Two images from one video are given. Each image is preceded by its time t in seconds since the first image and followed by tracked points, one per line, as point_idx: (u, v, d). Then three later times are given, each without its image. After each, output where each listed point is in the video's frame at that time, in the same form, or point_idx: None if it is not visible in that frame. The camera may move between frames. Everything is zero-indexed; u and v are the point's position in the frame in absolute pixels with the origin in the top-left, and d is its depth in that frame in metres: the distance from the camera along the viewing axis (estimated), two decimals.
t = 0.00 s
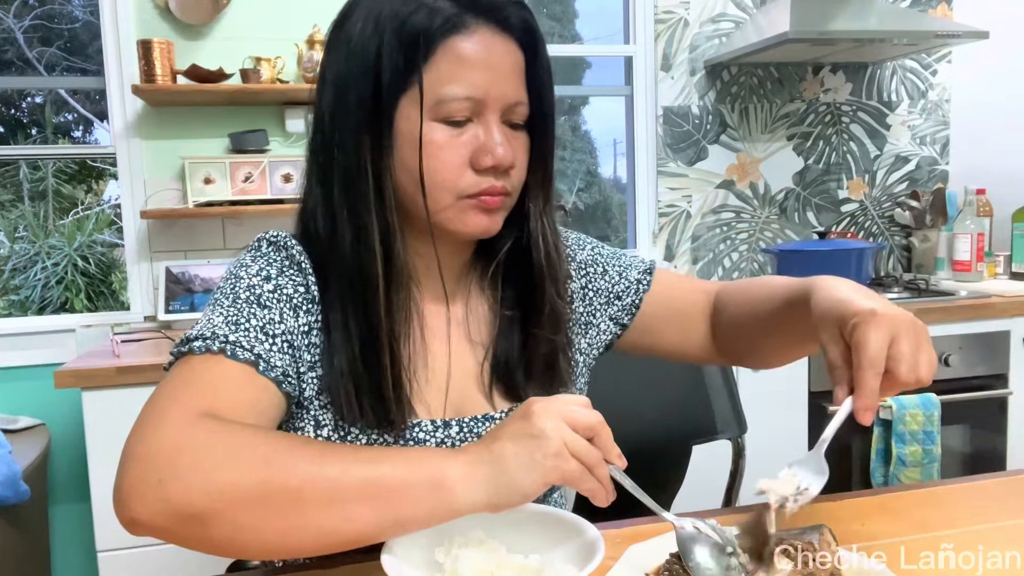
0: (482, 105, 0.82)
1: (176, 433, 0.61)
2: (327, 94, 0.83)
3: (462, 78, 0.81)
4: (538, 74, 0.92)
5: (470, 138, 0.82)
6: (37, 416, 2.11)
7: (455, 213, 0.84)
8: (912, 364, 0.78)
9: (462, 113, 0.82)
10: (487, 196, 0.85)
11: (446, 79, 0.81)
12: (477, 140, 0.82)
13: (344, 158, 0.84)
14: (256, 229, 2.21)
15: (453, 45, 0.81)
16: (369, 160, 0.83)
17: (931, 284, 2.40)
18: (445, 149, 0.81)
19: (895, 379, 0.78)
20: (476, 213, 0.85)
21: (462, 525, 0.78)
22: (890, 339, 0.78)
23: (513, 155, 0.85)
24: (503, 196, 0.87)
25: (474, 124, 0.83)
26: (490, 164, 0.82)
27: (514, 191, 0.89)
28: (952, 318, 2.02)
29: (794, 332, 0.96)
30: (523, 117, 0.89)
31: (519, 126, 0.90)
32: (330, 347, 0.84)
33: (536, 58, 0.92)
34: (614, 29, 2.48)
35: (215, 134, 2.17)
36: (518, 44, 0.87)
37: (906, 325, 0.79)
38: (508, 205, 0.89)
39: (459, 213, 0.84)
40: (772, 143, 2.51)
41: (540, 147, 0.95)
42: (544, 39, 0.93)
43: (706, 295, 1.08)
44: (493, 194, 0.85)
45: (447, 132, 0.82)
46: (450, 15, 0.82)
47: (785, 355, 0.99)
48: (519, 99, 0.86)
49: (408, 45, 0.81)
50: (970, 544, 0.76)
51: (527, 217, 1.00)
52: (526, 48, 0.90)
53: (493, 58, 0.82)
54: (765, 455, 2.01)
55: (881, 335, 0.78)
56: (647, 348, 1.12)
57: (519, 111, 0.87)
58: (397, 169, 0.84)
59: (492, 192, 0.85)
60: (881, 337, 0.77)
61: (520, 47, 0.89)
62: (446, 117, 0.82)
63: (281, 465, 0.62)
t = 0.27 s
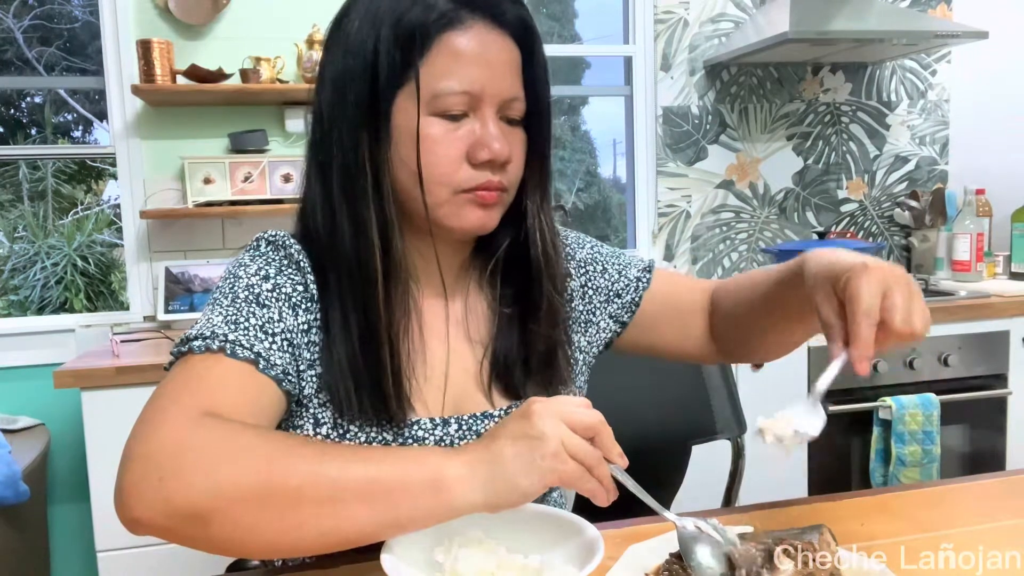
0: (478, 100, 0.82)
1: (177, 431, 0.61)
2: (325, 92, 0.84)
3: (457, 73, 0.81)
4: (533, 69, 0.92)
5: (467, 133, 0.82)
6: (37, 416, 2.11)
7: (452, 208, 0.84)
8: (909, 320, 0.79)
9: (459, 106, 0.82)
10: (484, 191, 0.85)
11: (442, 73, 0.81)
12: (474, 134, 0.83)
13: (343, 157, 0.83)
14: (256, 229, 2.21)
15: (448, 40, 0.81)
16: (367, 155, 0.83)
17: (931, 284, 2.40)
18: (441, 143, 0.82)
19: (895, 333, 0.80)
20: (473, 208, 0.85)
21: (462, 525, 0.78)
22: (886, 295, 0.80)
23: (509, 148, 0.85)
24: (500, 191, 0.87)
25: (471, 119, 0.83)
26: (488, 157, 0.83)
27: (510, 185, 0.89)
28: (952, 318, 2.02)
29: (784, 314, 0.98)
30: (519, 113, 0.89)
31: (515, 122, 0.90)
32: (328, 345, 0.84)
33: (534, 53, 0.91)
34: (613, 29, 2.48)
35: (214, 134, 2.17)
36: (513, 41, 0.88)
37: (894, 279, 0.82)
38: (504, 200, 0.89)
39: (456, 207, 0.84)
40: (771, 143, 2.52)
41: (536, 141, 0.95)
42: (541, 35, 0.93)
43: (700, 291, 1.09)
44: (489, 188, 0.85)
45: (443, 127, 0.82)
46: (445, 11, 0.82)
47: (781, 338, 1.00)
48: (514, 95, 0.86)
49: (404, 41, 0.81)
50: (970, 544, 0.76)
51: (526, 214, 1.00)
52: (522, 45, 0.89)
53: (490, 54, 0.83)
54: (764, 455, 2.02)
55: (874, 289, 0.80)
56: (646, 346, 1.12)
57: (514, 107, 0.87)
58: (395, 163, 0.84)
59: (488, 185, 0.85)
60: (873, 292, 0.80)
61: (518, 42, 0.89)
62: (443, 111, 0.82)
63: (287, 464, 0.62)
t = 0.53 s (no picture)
0: (461, 82, 0.82)
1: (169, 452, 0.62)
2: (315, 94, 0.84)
3: (443, 55, 0.82)
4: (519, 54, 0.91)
5: (450, 114, 0.82)
6: (36, 416, 2.11)
7: (436, 189, 0.83)
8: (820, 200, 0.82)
9: (442, 88, 0.82)
10: (466, 172, 0.83)
11: (427, 55, 0.81)
12: (457, 116, 0.82)
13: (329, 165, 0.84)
14: (255, 229, 2.21)
15: (433, 26, 0.82)
16: (356, 146, 0.82)
17: (930, 284, 2.40)
18: (422, 124, 0.81)
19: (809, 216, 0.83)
20: (455, 190, 0.83)
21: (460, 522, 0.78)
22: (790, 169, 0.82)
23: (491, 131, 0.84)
24: (482, 178, 0.85)
25: (454, 102, 0.83)
26: (468, 138, 0.82)
27: (497, 175, 0.88)
28: (951, 318, 2.03)
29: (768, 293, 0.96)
30: (507, 104, 0.89)
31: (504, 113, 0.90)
32: (320, 347, 0.83)
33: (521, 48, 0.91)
34: (613, 28, 2.48)
35: (213, 134, 2.17)
36: (501, 32, 0.88)
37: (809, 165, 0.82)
38: (488, 187, 0.87)
39: (434, 187, 0.82)
40: (771, 143, 2.52)
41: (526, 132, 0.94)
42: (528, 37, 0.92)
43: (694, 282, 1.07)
44: (472, 170, 0.84)
45: (427, 108, 0.82)
46: (438, 4, 0.83)
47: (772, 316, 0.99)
48: (500, 83, 0.86)
49: (393, 27, 0.82)
50: (970, 544, 0.76)
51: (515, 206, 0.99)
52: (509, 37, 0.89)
53: (474, 42, 0.83)
54: (764, 455, 2.02)
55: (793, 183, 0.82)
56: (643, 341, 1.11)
57: (500, 95, 0.87)
58: (380, 145, 0.83)
59: (470, 167, 0.84)
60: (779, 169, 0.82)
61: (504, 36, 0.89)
62: (427, 93, 0.82)
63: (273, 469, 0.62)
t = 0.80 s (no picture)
0: (422, 76, 0.80)
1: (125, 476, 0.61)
2: (308, 113, 0.86)
3: (401, 53, 0.81)
4: (476, 36, 0.86)
5: (412, 108, 0.80)
6: (36, 416, 2.11)
7: (404, 186, 0.79)
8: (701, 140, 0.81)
9: (401, 84, 0.80)
10: (435, 166, 0.78)
11: (387, 56, 0.81)
12: (419, 109, 0.79)
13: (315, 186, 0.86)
14: (255, 229, 2.21)
15: (393, 26, 0.82)
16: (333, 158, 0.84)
17: (930, 284, 2.40)
18: (386, 121, 0.79)
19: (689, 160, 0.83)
20: (425, 186, 0.78)
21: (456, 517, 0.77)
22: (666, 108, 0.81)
23: (457, 120, 0.80)
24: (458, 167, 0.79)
25: (414, 96, 0.80)
26: (430, 129, 0.78)
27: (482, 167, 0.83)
28: (950, 318, 2.03)
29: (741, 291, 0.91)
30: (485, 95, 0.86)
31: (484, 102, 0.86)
32: (309, 360, 0.83)
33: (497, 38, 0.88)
34: (613, 29, 2.48)
35: (212, 134, 2.16)
36: (469, 26, 0.86)
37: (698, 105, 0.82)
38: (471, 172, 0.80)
39: (401, 183, 0.79)
40: (771, 143, 2.52)
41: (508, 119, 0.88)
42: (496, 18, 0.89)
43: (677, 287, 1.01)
44: (442, 163, 0.78)
45: (387, 105, 0.80)
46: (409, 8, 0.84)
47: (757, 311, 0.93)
48: (465, 69, 0.83)
49: (353, 35, 0.84)
50: (970, 544, 0.76)
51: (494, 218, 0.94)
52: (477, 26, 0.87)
53: (433, 35, 0.82)
54: (763, 455, 2.02)
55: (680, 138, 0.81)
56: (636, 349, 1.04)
57: (470, 82, 0.84)
58: (351, 156, 0.84)
59: (439, 161, 0.78)
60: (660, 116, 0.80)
61: (476, 26, 0.87)
62: (387, 91, 0.81)
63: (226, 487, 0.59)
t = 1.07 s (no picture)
0: (415, 79, 0.80)
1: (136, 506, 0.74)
2: (296, 123, 0.88)
3: (395, 54, 0.81)
4: (473, 36, 0.86)
5: (404, 112, 0.79)
6: (34, 416, 2.11)
7: (391, 192, 0.79)
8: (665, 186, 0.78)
9: (394, 85, 0.81)
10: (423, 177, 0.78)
11: (380, 56, 0.82)
12: (410, 112, 0.79)
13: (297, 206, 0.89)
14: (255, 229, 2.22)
15: (388, 26, 0.83)
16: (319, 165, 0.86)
17: (929, 284, 2.40)
18: (377, 123, 0.79)
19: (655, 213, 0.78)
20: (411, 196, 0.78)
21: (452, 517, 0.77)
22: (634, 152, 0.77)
23: (449, 125, 0.79)
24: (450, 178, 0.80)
25: (408, 98, 0.80)
26: (421, 134, 0.77)
27: (470, 175, 0.83)
28: (949, 318, 2.03)
29: (724, 315, 0.90)
30: (481, 97, 0.86)
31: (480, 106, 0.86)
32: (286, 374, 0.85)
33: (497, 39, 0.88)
34: (612, 29, 2.48)
35: (211, 134, 2.16)
36: (465, 25, 0.86)
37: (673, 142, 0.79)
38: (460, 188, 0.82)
39: (390, 195, 0.79)
40: (770, 143, 2.52)
41: (505, 119, 0.87)
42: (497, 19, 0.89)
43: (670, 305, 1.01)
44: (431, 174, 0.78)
45: (379, 107, 0.80)
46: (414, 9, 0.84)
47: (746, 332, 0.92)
48: (461, 73, 0.83)
49: (347, 34, 0.85)
50: (971, 544, 0.76)
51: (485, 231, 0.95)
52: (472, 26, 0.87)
53: (428, 36, 0.82)
54: (763, 455, 2.02)
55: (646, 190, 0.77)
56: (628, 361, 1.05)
57: (465, 85, 0.84)
58: (339, 160, 0.85)
59: (429, 169, 0.78)
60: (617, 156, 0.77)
61: (475, 26, 0.87)
62: (379, 92, 0.81)
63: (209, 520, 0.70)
